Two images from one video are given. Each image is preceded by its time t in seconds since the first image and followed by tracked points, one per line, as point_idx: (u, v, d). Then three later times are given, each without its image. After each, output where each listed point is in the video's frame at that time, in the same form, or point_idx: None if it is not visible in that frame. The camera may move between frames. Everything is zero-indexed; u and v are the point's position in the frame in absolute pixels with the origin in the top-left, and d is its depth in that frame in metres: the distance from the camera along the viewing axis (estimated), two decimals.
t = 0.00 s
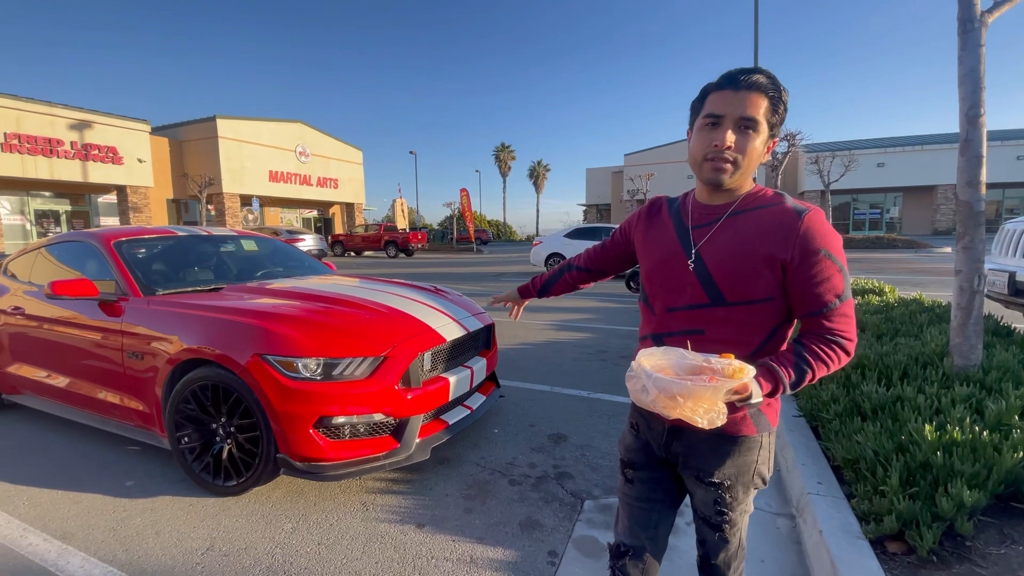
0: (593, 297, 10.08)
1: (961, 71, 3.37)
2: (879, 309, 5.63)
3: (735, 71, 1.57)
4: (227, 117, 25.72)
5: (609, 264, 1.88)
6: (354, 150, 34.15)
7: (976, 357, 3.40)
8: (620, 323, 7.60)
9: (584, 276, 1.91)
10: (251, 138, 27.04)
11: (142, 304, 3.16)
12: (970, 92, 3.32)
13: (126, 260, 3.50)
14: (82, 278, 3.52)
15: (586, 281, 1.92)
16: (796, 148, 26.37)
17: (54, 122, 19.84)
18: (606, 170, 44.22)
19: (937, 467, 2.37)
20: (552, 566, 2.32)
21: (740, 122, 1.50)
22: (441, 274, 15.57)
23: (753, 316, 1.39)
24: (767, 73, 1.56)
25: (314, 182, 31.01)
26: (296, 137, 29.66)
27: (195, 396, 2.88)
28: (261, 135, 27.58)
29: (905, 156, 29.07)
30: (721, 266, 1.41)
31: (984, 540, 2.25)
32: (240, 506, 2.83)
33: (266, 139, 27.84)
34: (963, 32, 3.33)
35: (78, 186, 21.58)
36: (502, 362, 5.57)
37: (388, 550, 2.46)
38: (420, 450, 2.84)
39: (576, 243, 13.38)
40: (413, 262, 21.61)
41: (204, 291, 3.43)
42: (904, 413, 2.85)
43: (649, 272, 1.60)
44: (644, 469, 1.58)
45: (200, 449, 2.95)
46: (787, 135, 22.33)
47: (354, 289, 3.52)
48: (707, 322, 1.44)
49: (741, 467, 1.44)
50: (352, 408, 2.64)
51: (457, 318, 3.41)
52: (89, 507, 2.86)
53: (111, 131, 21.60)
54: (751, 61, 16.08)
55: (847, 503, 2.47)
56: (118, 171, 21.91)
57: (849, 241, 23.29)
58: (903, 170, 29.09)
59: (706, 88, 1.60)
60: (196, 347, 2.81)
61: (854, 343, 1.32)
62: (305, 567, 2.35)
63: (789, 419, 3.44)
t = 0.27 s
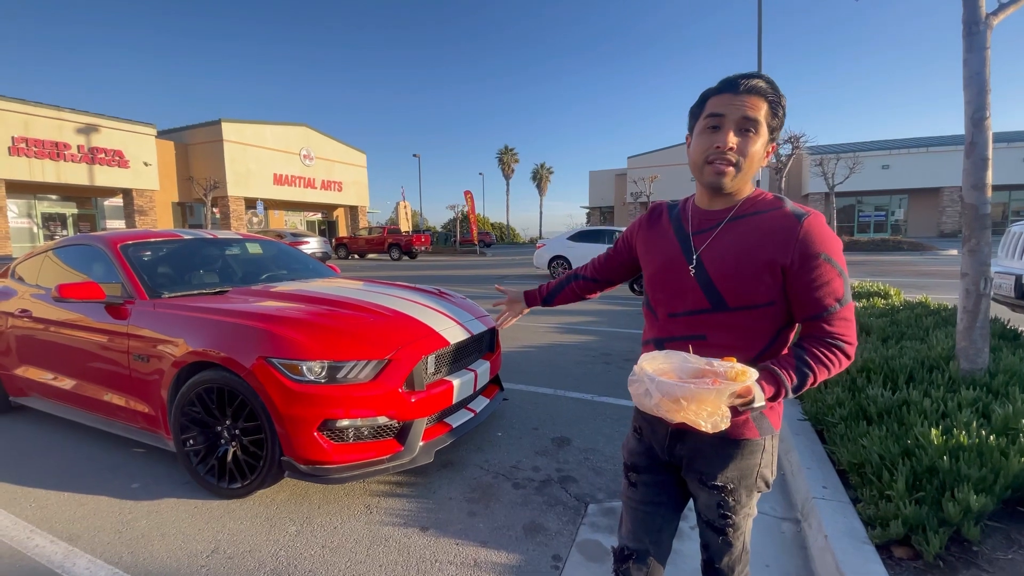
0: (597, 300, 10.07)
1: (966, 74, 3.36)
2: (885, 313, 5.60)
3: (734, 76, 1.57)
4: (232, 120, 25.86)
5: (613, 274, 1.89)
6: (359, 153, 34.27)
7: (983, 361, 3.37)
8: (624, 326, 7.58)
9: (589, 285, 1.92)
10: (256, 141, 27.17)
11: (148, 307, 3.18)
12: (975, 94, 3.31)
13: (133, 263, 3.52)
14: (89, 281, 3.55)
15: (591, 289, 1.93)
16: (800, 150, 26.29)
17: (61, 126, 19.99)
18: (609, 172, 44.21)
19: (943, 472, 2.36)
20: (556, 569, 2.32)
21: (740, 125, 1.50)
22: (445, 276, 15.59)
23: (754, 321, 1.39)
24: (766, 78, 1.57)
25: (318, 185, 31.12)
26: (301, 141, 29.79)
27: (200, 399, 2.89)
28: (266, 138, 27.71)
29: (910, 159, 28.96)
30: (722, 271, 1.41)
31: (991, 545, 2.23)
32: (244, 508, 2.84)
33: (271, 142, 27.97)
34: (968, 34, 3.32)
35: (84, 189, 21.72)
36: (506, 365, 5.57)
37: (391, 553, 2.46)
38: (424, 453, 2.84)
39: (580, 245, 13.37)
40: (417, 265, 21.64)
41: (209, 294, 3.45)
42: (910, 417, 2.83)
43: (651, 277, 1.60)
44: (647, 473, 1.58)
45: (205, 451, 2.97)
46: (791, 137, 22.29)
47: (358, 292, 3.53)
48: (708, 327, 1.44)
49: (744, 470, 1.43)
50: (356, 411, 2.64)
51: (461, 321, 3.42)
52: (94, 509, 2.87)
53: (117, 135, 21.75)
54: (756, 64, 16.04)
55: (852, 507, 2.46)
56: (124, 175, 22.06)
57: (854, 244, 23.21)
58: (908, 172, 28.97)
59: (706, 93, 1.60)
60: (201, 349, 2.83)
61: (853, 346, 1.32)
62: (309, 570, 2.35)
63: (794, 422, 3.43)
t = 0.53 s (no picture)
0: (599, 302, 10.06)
1: (969, 77, 3.35)
2: (888, 316, 5.59)
3: (723, 83, 1.58)
4: (236, 123, 25.95)
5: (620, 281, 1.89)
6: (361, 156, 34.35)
7: (987, 365, 3.36)
8: (626, 329, 7.58)
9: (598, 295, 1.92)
10: (259, 144, 27.26)
11: (152, 309, 3.19)
12: (979, 97, 3.30)
13: (137, 265, 3.54)
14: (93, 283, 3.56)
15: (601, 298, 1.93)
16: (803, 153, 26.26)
17: (66, 129, 20.09)
18: (612, 175, 44.22)
19: (948, 476, 2.35)
20: (558, 573, 2.31)
21: (730, 132, 1.50)
22: (447, 279, 15.61)
23: (755, 324, 1.39)
24: (755, 82, 1.56)
25: (321, 188, 31.20)
26: (304, 143, 29.88)
27: (203, 401, 2.90)
28: (269, 141, 27.79)
29: (913, 161, 28.90)
30: (722, 275, 1.41)
31: (995, 550, 2.22)
32: (246, 510, 2.84)
33: (274, 145, 28.05)
34: (971, 36, 3.32)
35: (88, 192, 21.82)
36: (507, 368, 5.57)
37: (394, 556, 2.46)
38: (426, 456, 2.84)
39: (582, 248, 13.37)
40: (419, 267, 21.67)
41: (212, 296, 3.46)
42: (913, 421, 2.82)
43: (652, 282, 1.60)
44: (649, 476, 1.58)
45: (207, 453, 2.97)
46: (794, 140, 22.27)
47: (360, 295, 3.54)
48: (710, 331, 1.44)
49: (747, 474, 1.43)
50: (358, 413, 2.65)
51: (462, 324, 3.42)
52: (98, 511, 2.88)
53: (121, 138, 21.84)
54: (758, 67, 16.04)
55: (856, 512, 2.45)
56: (128, 177, 22.16)
57: (858, 246, 23.10)
58: (911, 175, 28.91)
59: (696, 102, 1.61)
60: (204, 352, 2.83)
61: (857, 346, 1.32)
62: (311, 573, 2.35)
63: (796, 426, 3.42)
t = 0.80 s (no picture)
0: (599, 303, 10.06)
1: (970, 78, 3.35)
2: (889, 317, 5.58)
3: (717, 87, 1.58)
4: (237, 125, 26.00)
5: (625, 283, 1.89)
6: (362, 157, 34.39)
7: (988, 367, 3.35)
8: (627, 330, 7.58)
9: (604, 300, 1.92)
10: (261, 145, 27.30)
11: (153, 311, 3.20)
12: (980, 99, 3.30)
13: (138, 266, 3.54)
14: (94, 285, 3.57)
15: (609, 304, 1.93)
16: (804, 154, 26.25)
17: (68, 130, 20.13)
18: (613, 176, 44.24)
19: (949, 478, 2.34)
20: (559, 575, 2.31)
21: (725, 136, 1.50)
22: (447, 280, 15.61)
23: (755, 325, 1.39)
24: (749, 85, 1.56)
25: (322, 189, 31.24)
26: (305, 145, 29.92)
27: (204, 402, 2.90)
28: (271, 142, 27.84)
29: (915, 163, 28.89)
30: (721, 277, 1.41)
31: (997, 553, 2.21)
32: (247, 512, 2.84)
33: (276, 146, 28.09)
34: (972, 38, 3.32)
35: (90, 193, 21.86)
36: (508, 369, 5.57)
37: (394, 558, 2.46)
38: (427, 458, 2.84)
39: (583, 249, 13.37)
40: (420, 269, 21.68)
41: (213, 298, 3.47)
42: (914, 423, 2.82)
43: (652, 284, 1.60)
44: (650, 478, 1.58)
45: (208, 455, 2.97)
46: (795, 141, 22.28)
47: (361, 296, 3.54)
48: (709, 333, 1.44)
49: (747, 476, 1.43)
50: (359, 415, 2.65)
51: (463, 325, 3.42)
52: (98, 512, 2.88)
53: (123, 139, 21.89)
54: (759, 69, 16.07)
55: (857, 514, 2.44)
56: (130, 178, 22.19)
57: (859, 247, 23.08)
58: (913, 177, 28.89)
59: (690, 107, 1.61)
60: (205, 353, 2.84)
61: (856, 348, 1.32)
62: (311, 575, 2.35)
63: (797, 428, 3.41)
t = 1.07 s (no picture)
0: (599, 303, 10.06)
1: (970, 78, 3.35)
2: (889, 317, 5.58)
3: (716, 88, 1.58)
4: (237, 125, 26.01)
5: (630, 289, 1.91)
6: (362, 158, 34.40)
7: (988, 367, 3.35)
8: (627, 330, 7.58)
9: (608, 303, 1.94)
10: (261, 145, 27.30)
11: (154, 311, 3.20)
12: (980, 99, 3.30)
13: (138, 266, 3.54)
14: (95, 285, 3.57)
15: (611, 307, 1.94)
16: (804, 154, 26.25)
17: (68, 130, 20.13)
18: (613, 176, 44.24)
19: (949, 478, 2.35)
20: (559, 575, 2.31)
21: (724, 137, 1.50)
22: (447, 280, 15.61)
23: (754, 325, 1.39)
24: (748, 86, 1.56)
25: (322, 189, 31.25)
26: (305, 145, 29.92)
27: (204, 402, 2.90)
28: (271, 143, 27.84)
29: (915, 163, 28.89)
30: (720, 277, 1.41)
31: (997, 552, 2.22)
32: (247, 512, 2.85)
33: (276, 147, 28.10)
34: (972, 38, 3.32)
35: (90, 193, 21.87)
36: (508, 369, 5.57)
37: (394, 558, 2.46)
38: (427, 457, 2.84)
39: (583, 249, 13.37)
40: (420, 269, 21.68)
41: (214, 298, 3.47)
42: (914, 423, 2.82)
43: (652, 284, 1.61)
44: (651, 477, 1.58)
45: (209, 454, 2.98)
46: (794, 141, 22.29)
47: (361, 296, 3.54)
48: (709, 332, 1.44)
49: (747, 475, 1.43)
50: (359, 414, 2.65)
51: (463, 325, 3.42)
52: (99, 512, 2.88)
53: (124, 139, 21.90)
54: (759, 69, 16.07)
55: (857, 514, 2.44)
56: (130, 179, 22.20)
57: (859, 247, 23.08)
58: (913, 177, 28.89)
59: (690, 108, 1.61)
60: (205, 353, 2.84)
61: (855, 348, 1.32)
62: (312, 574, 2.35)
63: (798, 428, 3.42)
